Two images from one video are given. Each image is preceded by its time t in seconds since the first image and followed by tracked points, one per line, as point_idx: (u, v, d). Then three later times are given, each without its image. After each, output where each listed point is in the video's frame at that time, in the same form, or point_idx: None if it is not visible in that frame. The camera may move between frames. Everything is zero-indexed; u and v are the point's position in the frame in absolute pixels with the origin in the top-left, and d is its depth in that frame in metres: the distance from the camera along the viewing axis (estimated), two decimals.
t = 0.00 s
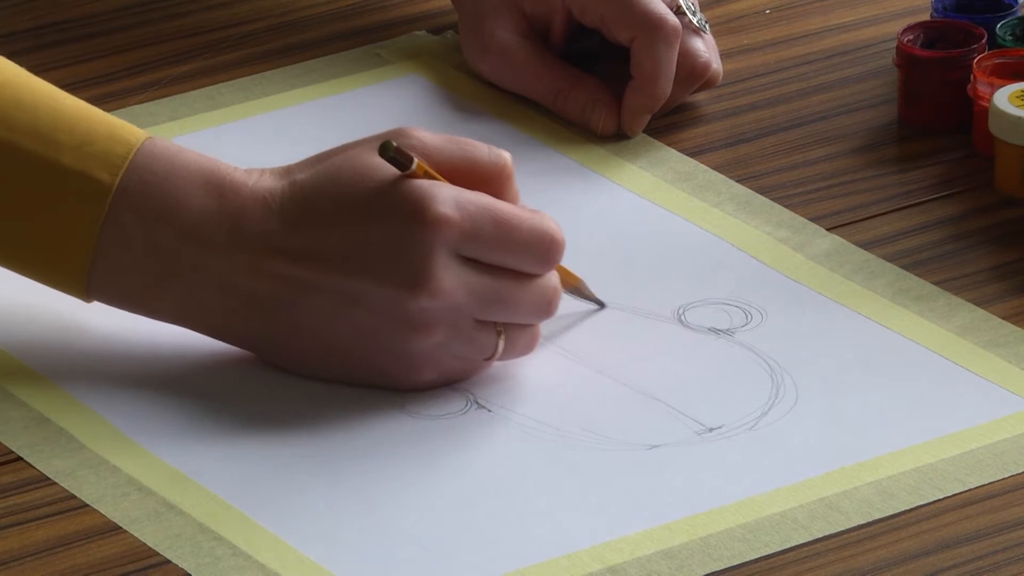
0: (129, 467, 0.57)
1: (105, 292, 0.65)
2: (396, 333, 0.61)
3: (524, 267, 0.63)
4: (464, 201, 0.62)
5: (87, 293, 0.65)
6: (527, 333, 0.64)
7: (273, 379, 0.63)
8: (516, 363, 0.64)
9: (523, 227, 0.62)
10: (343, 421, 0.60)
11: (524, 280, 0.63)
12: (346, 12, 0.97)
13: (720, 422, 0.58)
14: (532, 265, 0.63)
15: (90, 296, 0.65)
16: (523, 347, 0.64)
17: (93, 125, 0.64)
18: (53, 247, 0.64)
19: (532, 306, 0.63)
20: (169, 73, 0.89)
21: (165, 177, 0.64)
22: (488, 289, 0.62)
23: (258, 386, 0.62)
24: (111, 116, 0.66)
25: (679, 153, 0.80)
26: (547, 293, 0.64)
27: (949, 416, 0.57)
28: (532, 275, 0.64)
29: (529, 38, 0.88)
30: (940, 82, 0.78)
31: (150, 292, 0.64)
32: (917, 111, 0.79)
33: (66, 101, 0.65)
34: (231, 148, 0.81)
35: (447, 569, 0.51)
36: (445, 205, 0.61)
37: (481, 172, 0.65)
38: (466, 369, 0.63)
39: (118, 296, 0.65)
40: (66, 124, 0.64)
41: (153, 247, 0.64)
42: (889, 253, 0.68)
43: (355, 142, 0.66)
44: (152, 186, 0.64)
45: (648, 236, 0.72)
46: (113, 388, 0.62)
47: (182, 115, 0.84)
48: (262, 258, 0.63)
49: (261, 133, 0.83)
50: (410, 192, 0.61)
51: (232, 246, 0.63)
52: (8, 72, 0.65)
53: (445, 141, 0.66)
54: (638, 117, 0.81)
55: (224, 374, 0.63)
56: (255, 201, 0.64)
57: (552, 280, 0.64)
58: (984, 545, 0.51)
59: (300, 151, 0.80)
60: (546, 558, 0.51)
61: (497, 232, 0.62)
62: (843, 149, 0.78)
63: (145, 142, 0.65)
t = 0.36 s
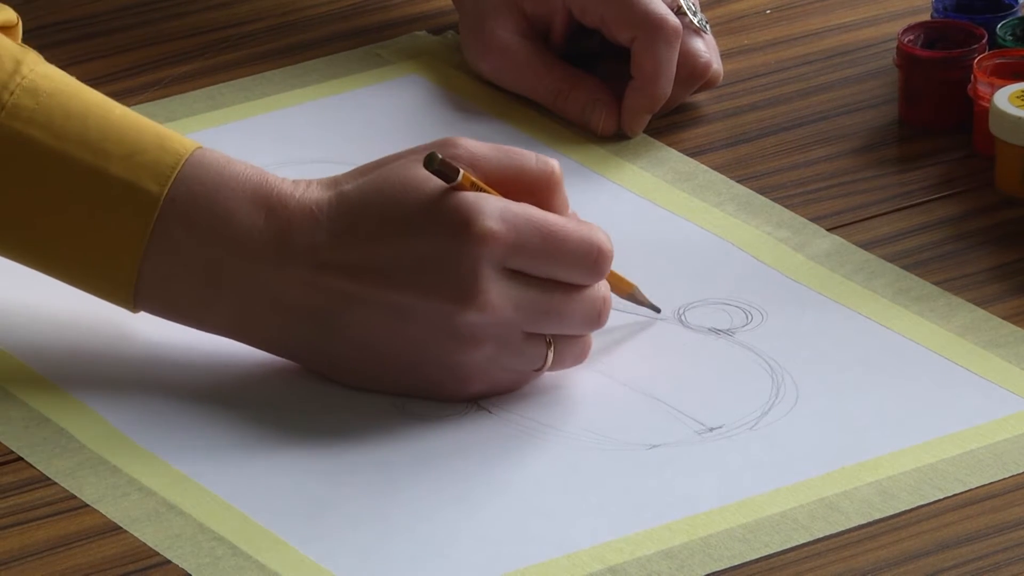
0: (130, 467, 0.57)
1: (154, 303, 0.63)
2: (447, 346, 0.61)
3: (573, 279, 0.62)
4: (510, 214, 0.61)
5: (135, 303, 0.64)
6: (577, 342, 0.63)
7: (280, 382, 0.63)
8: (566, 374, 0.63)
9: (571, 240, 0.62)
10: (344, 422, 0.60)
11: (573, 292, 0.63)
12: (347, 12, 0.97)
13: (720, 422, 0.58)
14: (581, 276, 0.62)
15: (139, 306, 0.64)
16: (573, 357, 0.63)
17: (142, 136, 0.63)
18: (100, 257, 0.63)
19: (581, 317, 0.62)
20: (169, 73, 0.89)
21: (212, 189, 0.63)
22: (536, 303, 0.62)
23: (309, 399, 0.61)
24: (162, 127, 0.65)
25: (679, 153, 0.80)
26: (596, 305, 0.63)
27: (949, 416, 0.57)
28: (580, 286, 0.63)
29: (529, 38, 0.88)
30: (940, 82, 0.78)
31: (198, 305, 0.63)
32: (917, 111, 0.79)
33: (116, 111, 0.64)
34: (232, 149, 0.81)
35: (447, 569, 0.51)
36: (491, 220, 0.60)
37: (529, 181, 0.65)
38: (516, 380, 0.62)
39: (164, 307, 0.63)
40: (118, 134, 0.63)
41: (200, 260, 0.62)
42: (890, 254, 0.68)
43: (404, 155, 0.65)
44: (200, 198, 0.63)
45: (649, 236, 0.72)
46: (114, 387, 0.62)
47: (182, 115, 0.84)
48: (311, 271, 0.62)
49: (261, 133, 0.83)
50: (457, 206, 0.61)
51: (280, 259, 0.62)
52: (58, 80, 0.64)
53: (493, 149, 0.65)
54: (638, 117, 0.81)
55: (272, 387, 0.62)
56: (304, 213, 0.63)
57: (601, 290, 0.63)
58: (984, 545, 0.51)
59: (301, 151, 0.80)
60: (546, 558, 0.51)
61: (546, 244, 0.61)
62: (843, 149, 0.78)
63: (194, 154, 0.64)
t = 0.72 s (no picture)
0: (130, 467, 0.57)
1: (158, 299, 0.64)
2: (458, 338, 0.60)
3: (576, 262, 0.63)
4: (525, 202, 0.61)
5: (137, 298, 0.64)
6: (575, 326, 0.64)
7: (280, 382, 0.63)
8: (568, 361, 0.64)
9: (577, 223, 0.62)
10: (344, 422, 0.60)
11: (577, 275, 0.63)
12: (347, 12, 0.97)
13: (720, 422, 0.58)
14: (584, 259, 0.63)
15: (140, 300, 0.64)
16: (572, 340, 0.63)
17: (143, 128, 0.63)
18: (102, 252, 0.63)
19: (583, 300, 0.63)
20: (169, 74, 0.89)
21: (216, 184, 0.63)
22: (548, 289, 0.62)
23: (317, 397, 0.61)
24: (163, 122, 0.64)
25: (679, 153, 0.80)
26: (594, 286, 0.63)
27: (949, 416, 0.57)
28: (581, 269, 0.63)
29: (529, 38, 0.88)
30: (940, 82, 0.78)
31: (203, 302, 0.63)
32: (917, 111, 0.79)
33: (117, 106, 0.64)
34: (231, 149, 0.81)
35: (447, 569, 0.51)
36: (510, 207, 0.60)
37: (523, 166, 0.65)
38: (521, 369, 0.62)
39: (170, 302, 0.63)
40: (119, 129, 0.63)
41: (205, 256, 0.62)
42: (890, 254, 0.68)
43: (398, 141, 0.65)
44: (204, 193, 0.62)
45: (649, 236, 0.72)
46: (113, 386, 0.62)
47: (182, 115, 0.84)
48: (317, 266, 0.61)
49: (261, 134, 0.83)
50: (474, 195, 0.60)
51: (286, 254, 0.62)
52: (58, 76, 0.64)
53: (488, 131, 0.65)
54: (638, 117, 0.81)
55: (280, 387, 0.62)
56: (309, 207, 0.63)
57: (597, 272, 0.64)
58: (984, 545, 0.51)
59: (301, 151, 0.80)
60: (547, 559, 0.51)
61: (559, 231, 0.61)
62: (843, 149, 0.78)
63: (195, 148, 0.64)
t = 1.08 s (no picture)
0: (130, 467, 0.57)
1: (171, 303, 0.64)
2: (468, 344, 0.60)
3: (590, 273, 0.62)
4: (536, 211, 0.61)
5: (153, 304, 0.64)
6: (593, 338, 0.63)
7: (282, 384, 0.62)
8: (584, 370, 0.63)
9: (591, 234, 0.61)
10: (346, 423, 0.60)
11: (593, 286, 0.62)
12: (348, 12, 0.97)
13: (719, 422, 0.58)
14: (599, 271, 0.62)
15: (156, 306, 0.64)
16: (588, 351, 0.63)
17: (158, 133, 0.63)
18: (114, 255, 0.63)
19: (599, 310, 0.62)
20: (169, 73, 0.89)
21: (231, 188, 0.63)
22: (560, 298, 0.61)
23: (329, 400, 0.61)
24: (178, 127, 0.65)
25: (679, 153, 0.80)
26: (611, 298, 0.63)
27: (949, 417, 0.57)
28: (597, 280, 0.63)
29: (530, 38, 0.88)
30: (940, 82, 0.78)
31: (216, 305, 0.63)
32: (917, 112, 0.79)
33: (132, 111, 0.64)
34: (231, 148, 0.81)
35: (448, 569, 0.51)
36: (519, 216, 0.60)
37: (543, 179, 0.65)
38: (534, 376, 0.62)
39: (184, 306, 0.64)
40: (134, 133, 0.63)
41: (219, 260, 0.62)
42: (890, 254, 0.68)
43: (417, 149, 0.65)
44: (219, 197, 0.63)
45: (650, 236, 0.72)
46: (114, 386, 0.62)
47: (182, 115, 0.84)
48: (330, 271, 0.61)
49: (261, 134, 0.83)
50: (484, 203, 0.60)
51: (299, 258, 0.62)
52: (75, 80, 0.64)
53: (508, 145, 0.65)
54: (638, 116, 0.81)
55: (290, 389, 0.62)
56: (323, 212, 0.63)
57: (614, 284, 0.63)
58: (985, 545, 0.51)
59: (301, 151, 0.80)
60: (547, 558, 0.51)
61: (572, 241, 0.61)
62: (843, 149, 0.78)
63: (211, 153, 0.64)
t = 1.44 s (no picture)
0: (129, 467, 0.57)
1: (194, 305, 0.64)
2: (493, 347, 0.60)
3: (618, 277, 0.62)
4: (561, 214, 0.61)
5: (175, 306, 0.64)
6: (623, 343, 0.63)
7: (285, 386, 0.62)
8: (610, 373, 0.63)
9: (618, 237, 0.61)
10: (352, 424, 0.60)
11: (620, 290, 0.62)
12: (348, 13, 0.97)
13: (720, 422, 0.58)
14: (627, 275, 0.62)
15: (179, 308, 0.64)
16: (616, 357, 0.62)
17: (183, 134, 0.63)
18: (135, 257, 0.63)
19: (627, 315, 0.62)
20: (168, 73, 0.90)
21: (257, 190, 0.63)
22: (586, 301, 0.61)
23: (350, 401, 0.61)
24: (203, 129, 0.65)
25: (679, 153, 0.80)
26: (640, 302, 0.62)
27: (950, 417, 0.57)
28: (626, 284, 0.62)
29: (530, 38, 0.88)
30: (940, 82, 0.78)
31: (239, 307, 0.63)
32: (917, 112, 0.79)
33: (157, 113, 0.64)
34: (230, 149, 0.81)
35: (448, 569, 0.51)
36: (545, 218, 0.60)
37: (571, 185, 0.64)
38: (562, 378, 0.62)
39: (209, 308, 0.63)
40: (158, 134, 0.63)
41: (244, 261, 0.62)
42: (890, 254, 0.68)
43: (446, 155, 0.64)
44: (245, 199, 0.63)
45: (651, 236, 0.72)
46: (115, 386, 0.62)
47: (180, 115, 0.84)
48: (356, 273, 0.61)
49: (261, 134, 0.83)
50: (509, 206, 0.60)
51: (325, 259, 0.62)
52: (99, 82, 0.64)
53: (535, 152, 0.64)
54: (638, 116, 0.81)
55: (309, 390, 0.62)
56: (348, 214, 0.63)
57: (643, 289, 0.63)
58: (985, 545, 0.51)
59: (299, 151, 0.80)
60: (547, 558, 0.51)
61: (598, 244, 0.61)
62: (843, 149, 0.78)
63: (236, 155, 0.64)
